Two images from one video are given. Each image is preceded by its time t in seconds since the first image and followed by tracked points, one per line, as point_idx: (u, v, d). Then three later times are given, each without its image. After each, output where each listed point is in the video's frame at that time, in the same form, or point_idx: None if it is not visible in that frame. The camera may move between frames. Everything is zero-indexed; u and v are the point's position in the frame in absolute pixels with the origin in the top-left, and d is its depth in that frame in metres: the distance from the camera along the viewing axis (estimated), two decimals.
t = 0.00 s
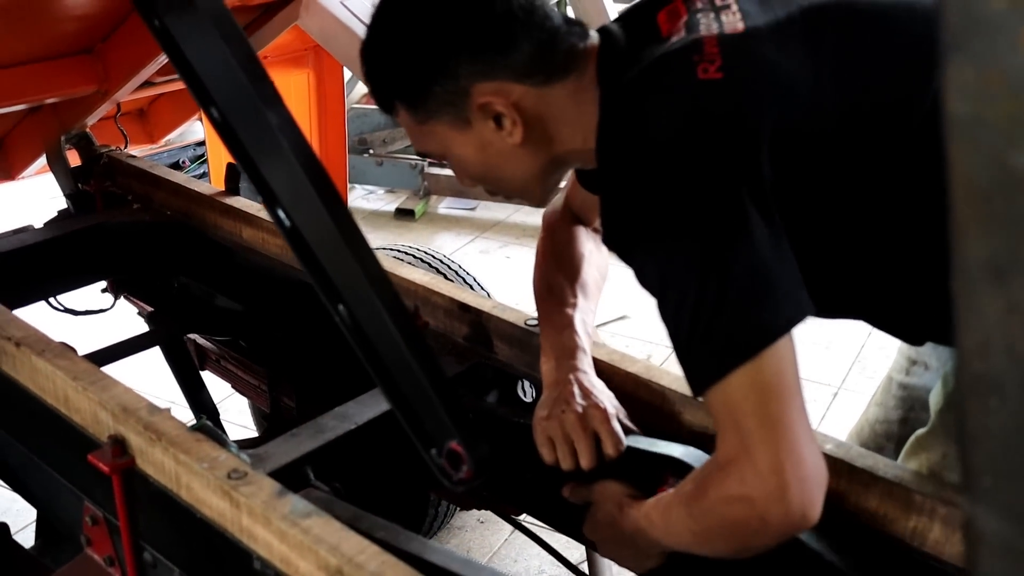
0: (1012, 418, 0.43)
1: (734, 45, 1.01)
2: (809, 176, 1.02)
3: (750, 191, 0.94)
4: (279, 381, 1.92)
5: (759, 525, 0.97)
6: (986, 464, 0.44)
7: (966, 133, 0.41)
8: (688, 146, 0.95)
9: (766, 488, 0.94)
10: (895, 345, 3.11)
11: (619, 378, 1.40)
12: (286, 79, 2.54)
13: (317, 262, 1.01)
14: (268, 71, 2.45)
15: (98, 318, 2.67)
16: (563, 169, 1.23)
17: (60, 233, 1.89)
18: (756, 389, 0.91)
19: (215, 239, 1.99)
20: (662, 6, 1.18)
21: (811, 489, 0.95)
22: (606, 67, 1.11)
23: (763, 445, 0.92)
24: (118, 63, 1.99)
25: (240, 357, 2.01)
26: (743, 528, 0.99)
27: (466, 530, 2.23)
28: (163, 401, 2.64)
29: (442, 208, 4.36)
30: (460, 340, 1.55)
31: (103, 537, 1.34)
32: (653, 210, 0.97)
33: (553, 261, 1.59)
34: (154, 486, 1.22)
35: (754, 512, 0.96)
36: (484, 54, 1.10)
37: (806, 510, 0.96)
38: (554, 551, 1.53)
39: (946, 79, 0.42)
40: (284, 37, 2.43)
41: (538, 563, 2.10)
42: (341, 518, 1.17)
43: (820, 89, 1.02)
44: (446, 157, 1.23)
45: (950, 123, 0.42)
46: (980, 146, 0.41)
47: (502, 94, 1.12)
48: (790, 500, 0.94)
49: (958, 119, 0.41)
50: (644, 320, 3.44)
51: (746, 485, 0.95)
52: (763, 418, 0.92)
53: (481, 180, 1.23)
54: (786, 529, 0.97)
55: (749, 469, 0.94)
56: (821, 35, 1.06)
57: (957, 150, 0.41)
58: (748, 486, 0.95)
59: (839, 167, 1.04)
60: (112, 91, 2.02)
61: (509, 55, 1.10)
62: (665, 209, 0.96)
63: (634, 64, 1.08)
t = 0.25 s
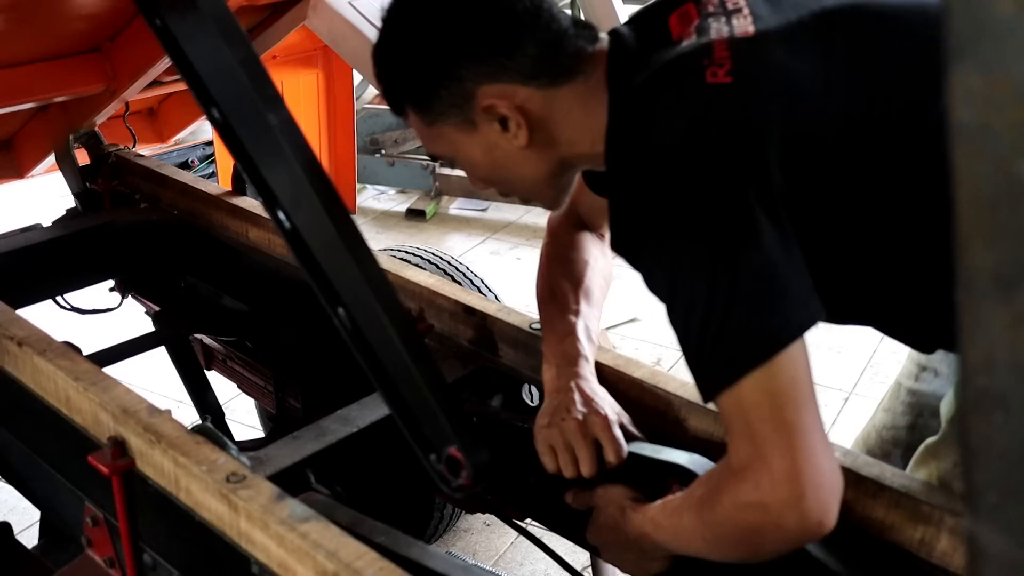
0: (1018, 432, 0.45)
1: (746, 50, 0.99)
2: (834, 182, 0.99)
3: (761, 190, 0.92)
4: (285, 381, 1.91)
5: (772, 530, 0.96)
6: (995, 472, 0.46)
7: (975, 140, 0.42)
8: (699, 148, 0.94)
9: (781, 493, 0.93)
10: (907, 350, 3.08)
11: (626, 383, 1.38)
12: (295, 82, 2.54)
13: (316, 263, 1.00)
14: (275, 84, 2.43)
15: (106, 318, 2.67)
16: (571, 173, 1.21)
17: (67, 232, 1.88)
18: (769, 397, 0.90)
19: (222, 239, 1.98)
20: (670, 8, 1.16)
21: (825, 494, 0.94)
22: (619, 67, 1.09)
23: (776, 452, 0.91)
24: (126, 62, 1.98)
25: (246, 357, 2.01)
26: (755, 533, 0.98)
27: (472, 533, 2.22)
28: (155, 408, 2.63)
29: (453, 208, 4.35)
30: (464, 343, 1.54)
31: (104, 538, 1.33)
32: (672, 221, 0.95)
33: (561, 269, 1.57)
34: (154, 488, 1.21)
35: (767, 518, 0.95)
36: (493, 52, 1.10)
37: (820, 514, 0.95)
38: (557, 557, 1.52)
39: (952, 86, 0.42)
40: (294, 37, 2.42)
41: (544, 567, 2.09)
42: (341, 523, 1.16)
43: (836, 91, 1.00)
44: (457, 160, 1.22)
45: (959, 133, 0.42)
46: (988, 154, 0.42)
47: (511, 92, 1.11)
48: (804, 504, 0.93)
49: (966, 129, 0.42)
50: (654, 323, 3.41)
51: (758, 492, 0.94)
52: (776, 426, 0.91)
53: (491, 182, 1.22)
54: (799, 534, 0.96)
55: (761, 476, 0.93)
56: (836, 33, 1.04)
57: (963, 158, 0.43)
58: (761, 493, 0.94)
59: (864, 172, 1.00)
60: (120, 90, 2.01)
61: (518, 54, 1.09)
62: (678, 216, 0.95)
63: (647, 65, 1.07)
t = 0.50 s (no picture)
0: (1017, 443, 0.43)
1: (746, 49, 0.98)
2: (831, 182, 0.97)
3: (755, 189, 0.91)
4: (286, 380, 1.91)
5: (766, 536, 0.94)
6: (994, 486, 0.45)
7: (975, 146, 0.41)
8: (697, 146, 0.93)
9: (774, 497, 0.91)
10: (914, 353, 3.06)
11: (626, 385, 1.37)
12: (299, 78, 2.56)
13: (311, 259, 0.99)
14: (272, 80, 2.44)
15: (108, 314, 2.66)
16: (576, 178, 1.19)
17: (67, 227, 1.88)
18: (766, 398, 0.88)
19: (224, 237, 1.96)
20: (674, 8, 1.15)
21: (821, 503, 0.92)
22: (623, 66, 1.07)
23: (771, 455, 0.89)
24: (128, 58, 1.97)
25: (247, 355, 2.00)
26: (749, 538, 0.96)
27: (473, 533, 2.21)
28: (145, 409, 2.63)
29: (458, 206, 4.34)
30: (465, 343, 1.53)
31: (99, 537, 1.32)
32: (671, 219, 0.94)
33: (568, 272, 1.55)
34: (149, 487, 1.20)
35: (761, 522, 0.93)
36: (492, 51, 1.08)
37: (815, 524, 0.93)
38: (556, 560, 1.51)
39: (955, 89, 0.41)
40: (297, 33, 2.45)
41: (545, 568, 2.07)
42: (337, 525, 1.15)
43: (839, 92, 0.98)
44: (461, 158, 1.21)
45: (960, 139, 0.41)
46: (990, 158, 0.41)
47: (510, 92, 1.10)
48: (798, 512, 0.91)
49: (968, 135, 0.41)
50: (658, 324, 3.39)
51: (753, 495, 0.92)
52: (773, 429, 0.89)
53: (499, 182, 1.21)
54: (793, 542, 0.94)
55: (756, 478, 0.92)
56: (840, 35, 1.02)
57: (963, 163, 0.41)
58: (755, 496, 0.92)
59: (865, 174, 0.99)
60: (122, 86, 2.00)
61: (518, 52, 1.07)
62: (677, 214, 0.93)
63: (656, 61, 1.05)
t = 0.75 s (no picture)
0: (1020, 455, 0.42)
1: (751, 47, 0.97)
2: (829, 184, 0.95)
3: (752, 191, 0.90)
4: (289, 376, 1.90)
5: (755, 539, 0.93)
6: (996, 498, 0.44)
7: (982, 152, 0.40)
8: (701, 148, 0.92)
9: (765, 501, 0.90)
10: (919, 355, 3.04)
11: (628, 385, 1.36)
12: (303, 74, 2.56)
13: (312, 260, 0.98)
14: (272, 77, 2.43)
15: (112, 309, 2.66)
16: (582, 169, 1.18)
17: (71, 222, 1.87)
18: (758, 396, 0.88)
19: (230, 233, 1.94)
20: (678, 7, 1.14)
21: (812, 506, 0.91)
22: (628, 60, 1.06)
23: (761, 454, 0.88)
24: (133, 52, 1.97)
25: (250, 351, 1.99)
26: (739, 541, 0.95)
27: (476, 531, 2.20)
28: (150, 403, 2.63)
29: (465, 203, 4.33)
30: (467, 341, 1.52)
31: (99, 533, 1.32)
32: (670, 220, 0.94)
33: (567, 267, 1.55)
34: (149, 485, 1.20)
35: (751, 524, 0.92)
36: (495, 49, 1.08)
37: (806, 528, 0.91)
38: (557, 560, 1.50)
39: (960, 94, 0.40)
40: (302, 28, 2.44)
41: (547, 567, 2.07)
42: (335, 524, 1.14)
43: (845, 93, 0.97)
44: (466, 145, 1.21)
45: (965, 144, 0.40)
46: (995, 163, 0.40)
47: (512, 88, 1.09)
48: (788, 515, 0.90)
49: (974, 140, 0.40)
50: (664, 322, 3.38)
51: (743, 496, 0.91)
52: (764, 428, 0.88)
53: (505, 170, 1.20)
54: (783, 546, 0.92)
55: (747, 479, 0.91)
56: (846, 32, 1.01)
57: (968, 169, 0.40)
58: (745, 497, 0.91)
59: (871, 176, 0.97)
60: (127, 80, 2.00)
61: (522, 50, 1.07)
62: (681, 219, 0.92)
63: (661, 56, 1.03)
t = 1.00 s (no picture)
0: (1013, 463, 0.42)
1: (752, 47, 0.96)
2: (848, 188, 0.95)
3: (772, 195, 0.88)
4: (287, 372, 1.90)
5: (752, 554, 0.93)
6: (989, 506, 0.43)
7: (976, 157, 0.39)
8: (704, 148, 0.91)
9: (762, 514, 0.89)
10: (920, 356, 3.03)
11: (626, 385, 1.35)
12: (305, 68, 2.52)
13: (306, 257, 0.97)
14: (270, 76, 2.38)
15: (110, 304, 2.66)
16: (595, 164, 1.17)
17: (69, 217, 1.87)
18: (762, 413, 0.87)
19: (232, 231, 1.92)
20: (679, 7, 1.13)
21: (812, 525, 0.91)
22: (651, 60, 1.03)
23: (762, 471, 0.88)
24: (133, 47, 1.96)
25: (248, 347, 1.99)
26: (735, 554, 0.95)
27: (474, 529, 2.20)
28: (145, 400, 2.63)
29: (467, 199, 4.33)
30: (465, 340, 1.52)
31: (93, 530, 1.31)
32: (675, 223, 0.92)
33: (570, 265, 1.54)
34: (143, 482, 1.19)
35: (748, 538, 0.92)
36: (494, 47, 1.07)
37: (804, 546, 0.91)
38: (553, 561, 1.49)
39: (955, 99, 0.39)
40: (303, 24, 2.41)
41: (545, 566, 2.06)
42: (329, 523, 1.14)
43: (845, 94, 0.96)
44: (479, 135, 1.20)
45: (959, 149, 0.40)
46: (990, 169, 0.39)
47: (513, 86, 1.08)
48: (786, 533, 0.90)
49: (968, 145, 0.39)
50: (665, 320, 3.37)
51: (741, 510, 0.91)
52: (767, 445, 0.88)
53: (515, 161, 1.19)
54: (779, 563, 0.92)
55: (746, 494, 0.90)
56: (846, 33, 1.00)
57: (961, 172, 0.40)
58: (744, 513, 0.91)
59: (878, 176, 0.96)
60: (127, 75, 1.99)
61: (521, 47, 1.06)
62: (682, 220, 0.91)
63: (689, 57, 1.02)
